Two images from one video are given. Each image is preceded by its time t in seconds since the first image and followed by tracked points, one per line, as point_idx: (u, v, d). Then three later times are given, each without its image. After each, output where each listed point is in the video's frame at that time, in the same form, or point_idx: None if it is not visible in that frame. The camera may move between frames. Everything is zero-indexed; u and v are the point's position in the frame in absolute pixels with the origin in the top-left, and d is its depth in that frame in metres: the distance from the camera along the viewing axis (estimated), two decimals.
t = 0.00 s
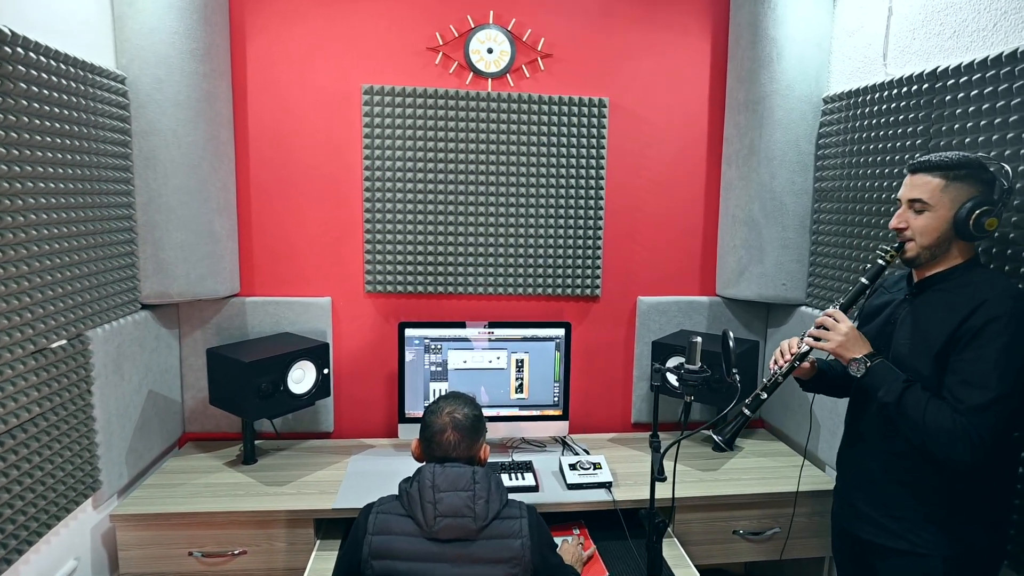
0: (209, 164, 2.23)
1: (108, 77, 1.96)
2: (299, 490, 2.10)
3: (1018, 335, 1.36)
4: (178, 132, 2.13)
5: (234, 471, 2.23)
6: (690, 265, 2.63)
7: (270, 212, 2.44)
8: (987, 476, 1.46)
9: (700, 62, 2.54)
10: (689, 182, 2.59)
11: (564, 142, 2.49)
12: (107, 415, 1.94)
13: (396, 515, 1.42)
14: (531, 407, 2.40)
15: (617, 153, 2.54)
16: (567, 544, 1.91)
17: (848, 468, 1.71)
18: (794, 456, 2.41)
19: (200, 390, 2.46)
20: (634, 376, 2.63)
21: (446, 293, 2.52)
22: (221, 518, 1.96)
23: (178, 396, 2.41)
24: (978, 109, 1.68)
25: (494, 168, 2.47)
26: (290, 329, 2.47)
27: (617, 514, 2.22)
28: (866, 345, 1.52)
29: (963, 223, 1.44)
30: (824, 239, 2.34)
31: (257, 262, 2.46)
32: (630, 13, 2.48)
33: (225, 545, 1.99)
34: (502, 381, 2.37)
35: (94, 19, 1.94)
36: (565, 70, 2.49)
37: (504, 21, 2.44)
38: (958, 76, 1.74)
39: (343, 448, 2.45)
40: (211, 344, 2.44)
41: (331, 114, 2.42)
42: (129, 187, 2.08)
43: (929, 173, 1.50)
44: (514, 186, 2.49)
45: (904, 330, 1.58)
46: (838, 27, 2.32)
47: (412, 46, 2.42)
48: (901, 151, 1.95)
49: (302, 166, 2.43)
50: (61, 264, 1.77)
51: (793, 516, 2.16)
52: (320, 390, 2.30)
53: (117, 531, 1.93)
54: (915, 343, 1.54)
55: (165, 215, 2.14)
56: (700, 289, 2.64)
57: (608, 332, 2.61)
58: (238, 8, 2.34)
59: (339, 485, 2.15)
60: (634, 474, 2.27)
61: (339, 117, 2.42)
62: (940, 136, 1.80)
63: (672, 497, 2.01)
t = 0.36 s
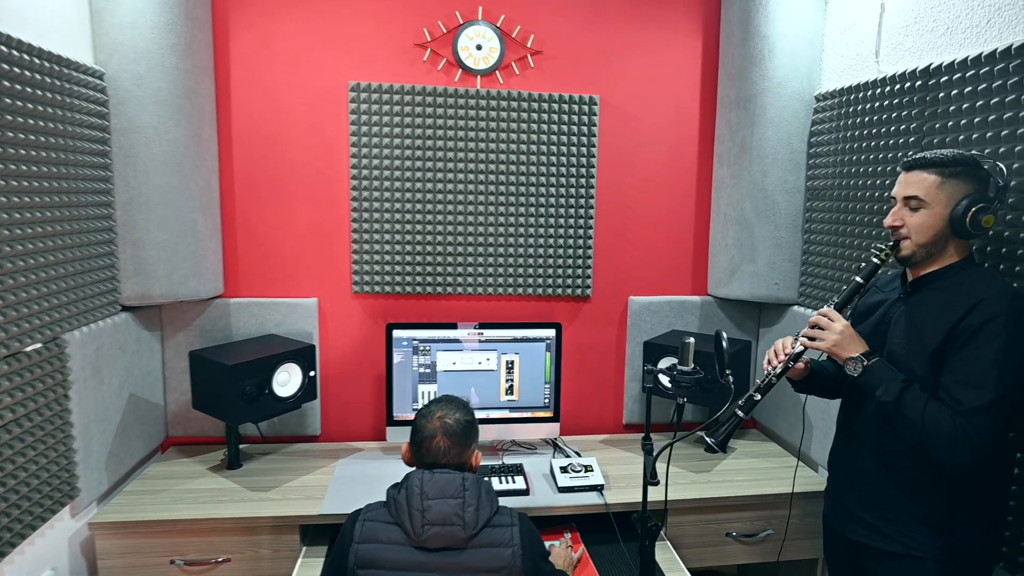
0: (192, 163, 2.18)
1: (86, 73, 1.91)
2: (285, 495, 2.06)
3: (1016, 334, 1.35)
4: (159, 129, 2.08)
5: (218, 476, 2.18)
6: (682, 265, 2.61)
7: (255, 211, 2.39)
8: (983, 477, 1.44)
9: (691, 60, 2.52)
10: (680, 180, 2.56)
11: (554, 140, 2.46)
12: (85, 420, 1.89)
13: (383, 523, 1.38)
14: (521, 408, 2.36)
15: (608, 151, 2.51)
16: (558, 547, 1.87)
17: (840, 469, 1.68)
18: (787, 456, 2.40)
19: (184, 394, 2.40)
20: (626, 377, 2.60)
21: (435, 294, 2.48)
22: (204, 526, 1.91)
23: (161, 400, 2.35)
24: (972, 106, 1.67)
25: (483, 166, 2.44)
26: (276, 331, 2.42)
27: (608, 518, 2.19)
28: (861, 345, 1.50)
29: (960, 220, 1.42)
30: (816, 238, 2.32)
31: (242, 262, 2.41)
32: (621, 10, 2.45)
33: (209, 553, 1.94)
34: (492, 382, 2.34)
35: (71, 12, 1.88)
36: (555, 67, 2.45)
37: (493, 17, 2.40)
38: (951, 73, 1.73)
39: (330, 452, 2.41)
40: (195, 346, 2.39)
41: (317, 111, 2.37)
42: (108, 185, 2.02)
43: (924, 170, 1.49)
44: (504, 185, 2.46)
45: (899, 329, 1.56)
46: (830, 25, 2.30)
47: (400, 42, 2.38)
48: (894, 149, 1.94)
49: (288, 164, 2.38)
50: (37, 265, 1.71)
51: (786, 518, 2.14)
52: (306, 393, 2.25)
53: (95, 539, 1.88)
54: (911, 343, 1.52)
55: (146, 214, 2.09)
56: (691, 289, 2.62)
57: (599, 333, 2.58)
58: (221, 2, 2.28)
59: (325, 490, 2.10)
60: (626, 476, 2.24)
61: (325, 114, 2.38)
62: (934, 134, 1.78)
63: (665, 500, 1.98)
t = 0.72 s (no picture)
0: (171, 160, 2.13)
1: (60, 67, 1.85)
2: (268, 501, 2.01)
3: (1014, 335, 1.31)
4: (137, 125, 2.02)
5: (199, 482, 2.12)
6: (674, 264, 2.57)
7: (237, 210, 2.33)
8: (980, 480, 1.41)
9: (682, 55, 2.48)
10: (672, 179, 2.53)
11: (543, 137, 2.41)
12: (60, 425, 1.83)
13: (365, 532, 1.33)
14: (510, 411, 2.32)
15: (598, 149, 2.47)
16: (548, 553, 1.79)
17: (834, 472, 1.65)
18: (780, 458, 2.36)
19: (164, 397, 2.34)
20: (617, 378, 2.57)
21: (422, 294, 2.43)
22: (183, 534, 1.85)
23: (140, 404, 2.30)
24: (967, 102, 1.64)
25: (471, 164, 2.39)
26: (259, 333, 2.36)
27: (599, 521, 2.15)
28: (857, 346, 1.47)
29: (958, 217, 1.39)
30: (808, 236, 2.29)
31: (224, 262, 2.35)
32: (611, 5, 2.41)
33: (189, 561, 1.88)
34: (480, 384, 2.29)
35: (43, 4, 1.82)
36: (543, 63, 2.41)
37: (480, 12, 2.36)
38: (947, 67, 1.70)
39: (315, 456, 2.36)
40: (175, 348, 2.33)
41: (300, 107, 2.32)
42: (83, 183, 1.96)
43: (921, 166, 1.45)
44: (492, 182, 2.41)
45: (895, 330, 1.53)
46: (822, 20, 2.27)
47: (385, 37, 2.33)
48: (888, 145, 1.91)
49: (271, 162, 2.33)
50: (7, 265, 1.65)
51: (779, 520, 2.11)
52: (290, 396, 2.20)
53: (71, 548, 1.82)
54: (907, 344, 1.49)
55: (123, 212, 2.03)
56: (683, 288, 2.59)
57: (589, 333, 2.54)
58: None
59: (309, 495, 2.05)
60: (617, 479, 2.20)
61: (309, 110, 2.32)
62: (929, 130, 1.75)
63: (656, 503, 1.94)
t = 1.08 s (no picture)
0: (147, 155, 2.05)
1: (27, 57, 1.77)
2: (248, 509, 1.94)
3: (1019, 337, 1.26)
4: (110, 120, 1.94)
5: (177, 489, 2.05)
6: (667, 263, 2.51)
7: (217, 207, 2.26)
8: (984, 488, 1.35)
9: (675, 49, 2.42)
10: (664, 175, 2.47)
11: (533, 133, 2.35)
12: (28, 432, 1.75)
13: (342, 546, 1.27)
14: (499, 414, 2.26)
15: (589, 145, 2.40)
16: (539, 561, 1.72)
17: (832, 480, 1.59)
18: (776, 461, 2.31)
19: (142, 401, 2.27)
20: (609, 380, 2.51)
21: (408, 294, 2.37)
22: (158, 544, 1.78)
23: (117, 409, 2.22)
24: (969, 94, 1.58)
25: (459, 161, 2.32)
26: (239, 334, 2.29)
27: (590, 528, 2.09)
28: (854, 352, 1.42)
29: (958, 215, 1.34)
30: (804, 234, 2.24)
31: (203, 262, 2.28)
32: None
33: (164, 572, 1.81)
34: (468, 387, 2.23)
35: None
36: (533, 56, 2.35)
37: (467, 4, 2.29)
38: (947, 59, 1.64)
39: (299, 460, 2.29)
40: (153, 350, 2.26)
41: (282, 102, 2.25)
42: (54, 180, 1.89)
43: (918, 162, 1.40)
44: (480, 179, 2.34)
45: (895, 333, 1.47)
46: (818, 13, 2.22)
47: (370, 29, 2.26)
48: (886, 141, 1.85)
49: (252, 158, 2.25)
50: None
51: (775, 526, 2.05)
52: (271, 399, 2.12)
53: (40, 560, 1.75)
54: (907, 347, 1.43)
55: (97, 210, 1.95)
56: (676, 288, 2.53)
57: (581, 334, 2.48)
58: None
59: (290, 502, 1.98)
60: (609, 484, 2.14)
61: (291, 105, 2.25)
62: (929, 124, 1.70)
63: (648, 510, 1.88)
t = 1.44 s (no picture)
0: (114, 149, 1.95)
1: None
2: (220, 521, 1.84)
3: None
4: (73, 110, 1.82)
5: (147, 500, 1.95)
6: (660, 261, 2.42)
7: (190, 203, 2.16)
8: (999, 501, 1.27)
9: (668, 39, 2.33)
10: (658, 171, 2.38)
11: (521, 127, 2.26)
12: None
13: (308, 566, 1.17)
14: (486, 419, 2.17)
15: (579, 139, 2.31)
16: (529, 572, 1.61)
17: (837, 491, 1.51)
18: (774, 468, 2.22)
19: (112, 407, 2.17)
20: (600, 383, 2.42)
21: (391, 294, 2.27)
22: (122, 560, 1.68)
23: (85, 415, 2.12)
24: (978, 82, 1.49)
25: (443, 155, 2.23)
26: (214, 336, 2.19)
27: (581, 539, 1.99)
28: (856, 356, 1.34)
29: (960, 211, 1.25)
30: (802, 232, 2.15)
31: (176, 261, 2.18)
32: None
33: None
34: (453, 391, 2.13)
35: None
36: (521, 47, 2.26)
37: None
38: (955, 45, 1.56)
39: (276, 468, 2.19)
40: (123, 354, 2.15)
41: (258, 93, 2.15)
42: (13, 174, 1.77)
43: (921, 154, 1.32)
44: (466, 174, 2.25)
45: (899, 339, 1.40)
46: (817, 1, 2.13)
47: (350, 17, 2.16)
48: (889, 133, 1.77)
49: (226, 152, 2.15)
50: None
51: (773, 536, 1.97)
52: (246, 405, 2.03)
53: None
54: (913, 352, 1.35)
55: (59, 206, 1.83)
56: (670, 287, 2.44)
57: (571, 336, 2.39)
58: None
59: (264, 514, 1.88)
60: (599, 493, 2.05)
61: (268, 96, 2.15)
62: (935, 114, 1.61)
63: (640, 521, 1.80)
